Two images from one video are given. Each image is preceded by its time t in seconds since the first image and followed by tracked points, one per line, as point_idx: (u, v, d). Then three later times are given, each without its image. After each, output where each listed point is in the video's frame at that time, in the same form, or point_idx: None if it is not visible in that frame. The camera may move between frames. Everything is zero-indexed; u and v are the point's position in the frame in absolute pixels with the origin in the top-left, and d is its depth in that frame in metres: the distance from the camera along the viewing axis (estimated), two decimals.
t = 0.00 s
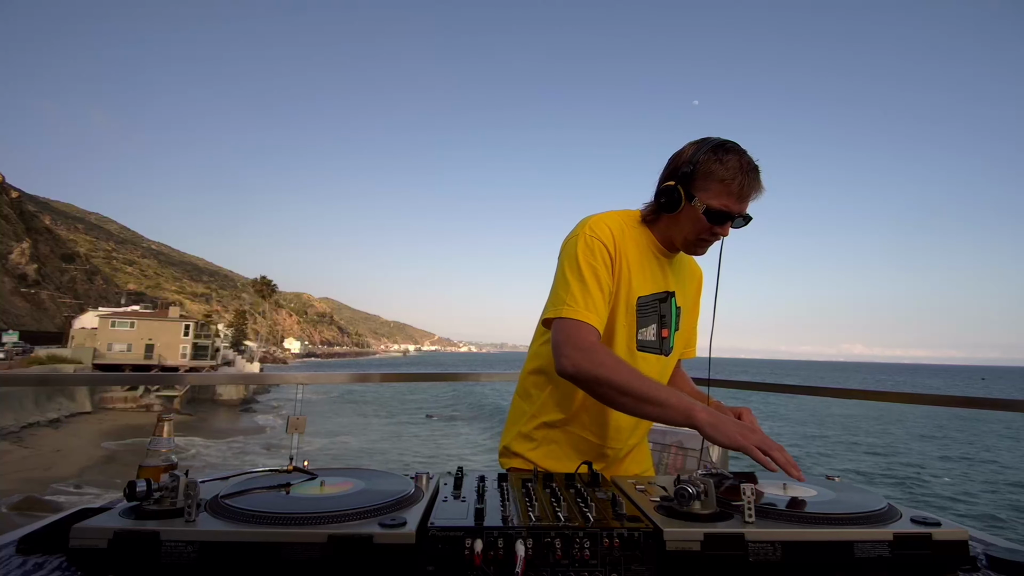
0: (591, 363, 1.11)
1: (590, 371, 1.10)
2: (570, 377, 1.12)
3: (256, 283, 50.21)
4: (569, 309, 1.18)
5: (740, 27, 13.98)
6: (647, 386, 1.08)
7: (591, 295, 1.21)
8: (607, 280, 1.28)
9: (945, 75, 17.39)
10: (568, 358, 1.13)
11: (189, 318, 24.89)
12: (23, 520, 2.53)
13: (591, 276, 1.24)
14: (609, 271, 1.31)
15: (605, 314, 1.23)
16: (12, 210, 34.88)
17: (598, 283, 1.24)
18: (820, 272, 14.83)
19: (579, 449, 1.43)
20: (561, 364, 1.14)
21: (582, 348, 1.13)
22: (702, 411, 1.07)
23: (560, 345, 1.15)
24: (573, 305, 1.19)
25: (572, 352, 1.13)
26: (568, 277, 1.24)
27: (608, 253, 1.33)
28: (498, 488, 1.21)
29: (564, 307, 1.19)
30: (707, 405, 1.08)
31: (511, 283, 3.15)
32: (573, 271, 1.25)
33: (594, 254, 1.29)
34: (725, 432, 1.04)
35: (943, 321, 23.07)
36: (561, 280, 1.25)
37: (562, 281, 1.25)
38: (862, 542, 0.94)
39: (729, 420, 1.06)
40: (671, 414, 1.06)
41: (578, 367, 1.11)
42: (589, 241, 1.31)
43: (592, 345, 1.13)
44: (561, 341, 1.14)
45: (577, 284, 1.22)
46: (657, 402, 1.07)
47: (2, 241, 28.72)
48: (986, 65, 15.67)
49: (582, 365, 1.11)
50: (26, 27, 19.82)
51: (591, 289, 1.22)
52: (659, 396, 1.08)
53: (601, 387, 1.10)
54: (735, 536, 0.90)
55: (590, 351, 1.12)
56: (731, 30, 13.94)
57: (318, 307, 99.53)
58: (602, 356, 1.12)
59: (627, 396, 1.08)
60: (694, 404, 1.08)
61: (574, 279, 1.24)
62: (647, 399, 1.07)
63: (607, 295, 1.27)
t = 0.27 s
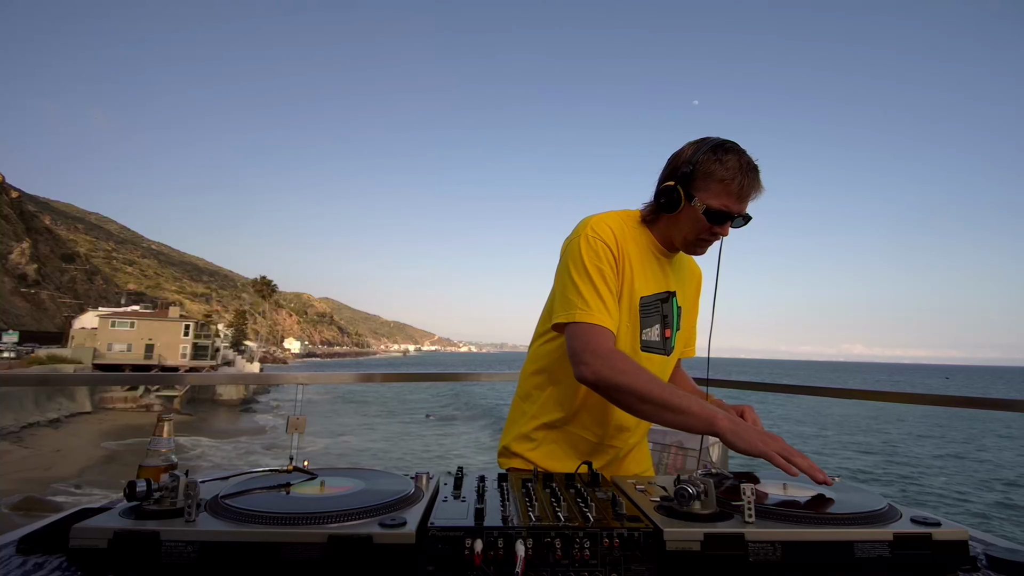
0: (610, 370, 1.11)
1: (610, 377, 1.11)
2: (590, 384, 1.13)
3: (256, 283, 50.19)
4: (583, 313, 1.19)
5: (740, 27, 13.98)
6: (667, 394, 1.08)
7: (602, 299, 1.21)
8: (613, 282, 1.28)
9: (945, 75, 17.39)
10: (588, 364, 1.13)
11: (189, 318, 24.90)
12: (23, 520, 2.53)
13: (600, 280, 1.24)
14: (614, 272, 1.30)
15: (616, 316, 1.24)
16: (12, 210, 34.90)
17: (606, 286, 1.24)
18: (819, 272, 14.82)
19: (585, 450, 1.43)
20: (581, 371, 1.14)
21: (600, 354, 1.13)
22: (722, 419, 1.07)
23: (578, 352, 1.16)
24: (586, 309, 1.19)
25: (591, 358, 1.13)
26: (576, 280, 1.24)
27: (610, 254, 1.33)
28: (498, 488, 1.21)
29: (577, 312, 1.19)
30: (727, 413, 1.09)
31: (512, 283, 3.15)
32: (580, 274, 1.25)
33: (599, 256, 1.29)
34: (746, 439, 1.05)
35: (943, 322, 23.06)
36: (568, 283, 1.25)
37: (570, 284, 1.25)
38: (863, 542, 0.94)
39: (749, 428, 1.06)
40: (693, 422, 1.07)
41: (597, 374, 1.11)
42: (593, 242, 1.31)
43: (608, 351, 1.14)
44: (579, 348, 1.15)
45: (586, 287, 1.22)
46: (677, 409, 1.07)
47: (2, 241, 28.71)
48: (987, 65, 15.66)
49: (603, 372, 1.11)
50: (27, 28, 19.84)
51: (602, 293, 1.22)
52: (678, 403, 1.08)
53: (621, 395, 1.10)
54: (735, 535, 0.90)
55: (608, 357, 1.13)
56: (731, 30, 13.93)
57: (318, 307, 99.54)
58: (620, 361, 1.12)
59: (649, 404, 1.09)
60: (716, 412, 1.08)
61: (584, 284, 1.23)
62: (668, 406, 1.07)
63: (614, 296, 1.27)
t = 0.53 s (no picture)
0: (622, 372, 1.11)
1: (623, 379, 1.11)
2: (603, 385, 1.13)
3: (256, 283, 50.22)
4: (592, 314, 1.19)
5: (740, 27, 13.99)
6: (680, 397, 1.08)
7: (609, 299, 1.21)
8: (616, 281, 1.28)
9: (945, 75, 17.40)
10: (601, 367, 1.13)
11: (189, 318, 24.89)
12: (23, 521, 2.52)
13: (606, 281, 1.24)
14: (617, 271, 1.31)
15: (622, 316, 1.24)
16: (12, 210, 34.89)
17: (612, 286, 1.25)
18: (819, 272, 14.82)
19: (590, 450, 1.43)
20: (594, 374, 1.14)
21: (610, 356, 1.13)
22: (735, 420, 1.07)
23: (590, 355, 1.16)
24: (594, 311, 1.19)
25: (604, 361, 1.13)
26: (582, 281, 1.24)
27: (612, 253, 1.33)
28: (498, 488, 1.21)
29: (585, 313, 1.20)
30: (740, 414, 1.08)
31: (512, 283, 3.15)
32: (585, 274, 1.25)
33: (602, 256, 1.29)
34: (757, 442, 1.05)
35: (943, 321, 23.06)
36: (573, 284, 1.25)
37: (575, 285, 1.25)
38: (861, 542, 0.94)
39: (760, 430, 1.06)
40: (706, 425, 1.07)
41: (610, 376, 1.12)
42: (596, 243, 1.31)
43: (618, 353, 1.14)
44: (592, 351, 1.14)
45: (592, 288, 1.22)
46: (691, 411, 1.07)
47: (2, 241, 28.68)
48: (987, 65, 15.66)
49: (614, 374, 1.12)
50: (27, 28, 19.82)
51: (609, 293, 1.22)
52: (692, 405, 1.07)
53: (633, 397, 1.10)
54: (735, 536, 0.90)
55: (620, 359, 1.13)
56: (731, 30, 13.92)
57: (318, 307, 99.54)
58: (631, 363, 1.12)
59: (664, 407, 1.09)
60: (730, 414, 1.08)
61: (590, 285, 1.23)
62: (681, 408, 1.07)
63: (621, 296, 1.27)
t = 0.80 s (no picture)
0: (598, 367, 1.12)
1: (599, 374, 1.11)
2: (578, 379, 1.14)
3: (257, 283, 50.25)
4: (573, 309, 1.19)
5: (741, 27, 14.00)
6: (653, 393, 1.09)
7: (595, 296, 1.22)
8: (609, 278, 1.29)
9: (945, 75, 17.43)
10: (576, 361, 1.14)
11: (189, 318, 24.90)
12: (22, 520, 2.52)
13: (592, 277, 1.25)
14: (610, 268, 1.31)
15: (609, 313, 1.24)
16: (12, 210, 34.92)
17: (601, 283, 1.25)
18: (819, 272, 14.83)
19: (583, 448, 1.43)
20: (569, 367, 1.14)
21: (588, 351, 1.14)
22: (705, 417, 1.09)
23: (566, 350, 1.16)
24: (577, 307, 1.19)
25: (577, 355, 1.14)
26: (571, 277, 1.25)
27: (607, 251, 1.33)
28: (498, 488, 1.21)
29: (569, 308, 1.19)
30: (710, 410, 1.10)
31: (511, 284, 3.15)
32: (575, 271, 1.25)
33: (596, 254, 1.29)
34: (729, 438, 1.06)
35: (943, 321, 23.07)
36: (562, 280, 1.26)
37: (562, 281, 1.25)
38: (862, 542, 0.94)
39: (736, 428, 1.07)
40: (676, 419, 1.08)
41: (586, 370, 1.12)
42: (587, 241, 1.31)
43: (598, 349, 1.14)
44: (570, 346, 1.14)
45: (579, 283, 1.23)
46: (662, 405, 1.09)
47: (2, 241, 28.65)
48: (986, 65, 15.69)
49: (592, 369, 1.12)
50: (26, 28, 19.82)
51: (595, 289, 1.23)
52: (664, 399, 1.09)
53: (608, 391, 1.11)
54: (734, 535, 0.90)
55: (596, 354, 1.13)
56: (732, 30, 13.90)
57: (318, 307, 99.54)
58: (609, 359, 1.13)
59: (636, 401, 1.10)
60: (698, 410, 1.09)
61: (575, 282, 1.24)
62: (655, 403, 1.09)
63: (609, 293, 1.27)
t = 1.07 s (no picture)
0: (603, 370, 1.13)
1: (603, 377, 1.12)
2: (583, 383, 1.14)
3: (257, 283, 50.25)
4: (574, 313, 1.19)
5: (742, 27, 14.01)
6: (659, 396, 1.10)
7: (595, 299, 1.22)
8: (608, 281, 1.28)
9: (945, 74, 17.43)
10: (581, 366, 1.14)
11: (189, 318, 24.89)
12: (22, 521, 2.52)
13: (594, 280, 1.25)
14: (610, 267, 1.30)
15: (609, 316, 1.24)
16: (12, 211, 34.91)
17: (599, 285, 1.25)
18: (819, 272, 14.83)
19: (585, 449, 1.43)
20: (575, 372, 1.15)
21: (592, 356, 1.14)
22: (713, 419, 1.08)
23: (572, 353, 1.17)
24: (580, 310, 1.20)
25: (585, 360, 1.14)
26: (571, 281, 1.25)
27: (606, 253, 1.33)
28: (498, 488, 1.21)
29: (570, 312, 1.20)
30: (716, 413, 1.09)
31: (511, 284, 3.14)
32: (576, 274, 1.25)
33: (595, 254, 1.30)
34: (736, 441, 1.05)
35: (943, 320, 23.08)
36: (562, 283, 1.26)
37: (564, 285, 1.26)
38: (862, 542, 0.94)
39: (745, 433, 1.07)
40: (683, 423, 1.08)
41: (591, 373, 1.13)
42: (587, 243, 1.31)
43: (601, 352, 1.15)
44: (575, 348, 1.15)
45: (580, 287, 1.23)
46: (670, 409, 1.09)
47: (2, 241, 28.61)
48: (987, 65, 15.70)
49: (596, 373, 1.13)
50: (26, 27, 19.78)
51: (596, 291, 1.23)
52: (668, 402, 1.10)
53: (612, 394, 1.11)
54: (734, 535, 0.90)
55: (601, 358, 1.14)
56: (732, 30, 13.90)
57: (318, 307, 99.57)
58: (612, 362, 1.13)
59: (642, 404, 1.10)
60: (706, 413, 1.09)
61: (577, 285, 1.24)
62: (660, 406, 1.09)
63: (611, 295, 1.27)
